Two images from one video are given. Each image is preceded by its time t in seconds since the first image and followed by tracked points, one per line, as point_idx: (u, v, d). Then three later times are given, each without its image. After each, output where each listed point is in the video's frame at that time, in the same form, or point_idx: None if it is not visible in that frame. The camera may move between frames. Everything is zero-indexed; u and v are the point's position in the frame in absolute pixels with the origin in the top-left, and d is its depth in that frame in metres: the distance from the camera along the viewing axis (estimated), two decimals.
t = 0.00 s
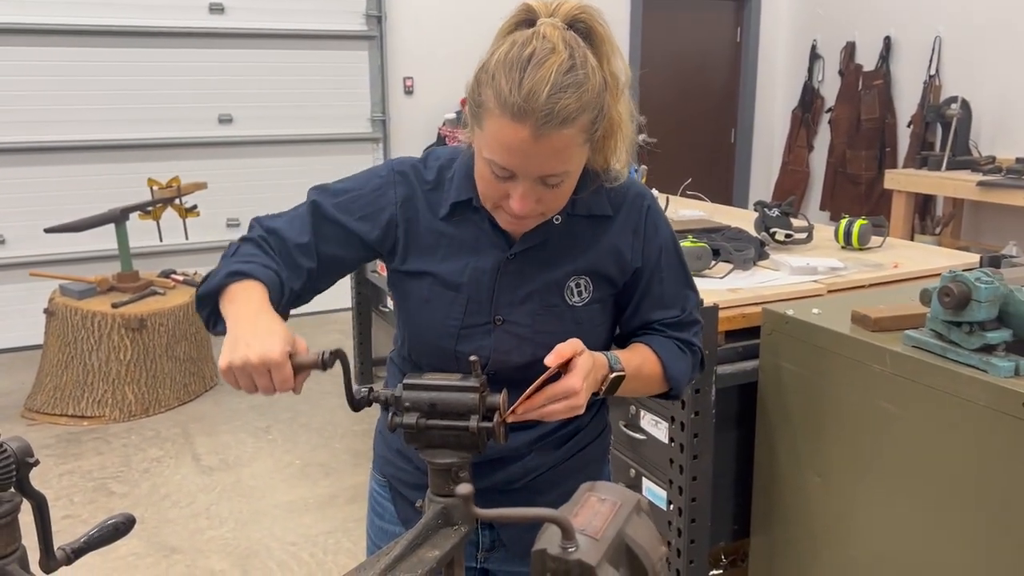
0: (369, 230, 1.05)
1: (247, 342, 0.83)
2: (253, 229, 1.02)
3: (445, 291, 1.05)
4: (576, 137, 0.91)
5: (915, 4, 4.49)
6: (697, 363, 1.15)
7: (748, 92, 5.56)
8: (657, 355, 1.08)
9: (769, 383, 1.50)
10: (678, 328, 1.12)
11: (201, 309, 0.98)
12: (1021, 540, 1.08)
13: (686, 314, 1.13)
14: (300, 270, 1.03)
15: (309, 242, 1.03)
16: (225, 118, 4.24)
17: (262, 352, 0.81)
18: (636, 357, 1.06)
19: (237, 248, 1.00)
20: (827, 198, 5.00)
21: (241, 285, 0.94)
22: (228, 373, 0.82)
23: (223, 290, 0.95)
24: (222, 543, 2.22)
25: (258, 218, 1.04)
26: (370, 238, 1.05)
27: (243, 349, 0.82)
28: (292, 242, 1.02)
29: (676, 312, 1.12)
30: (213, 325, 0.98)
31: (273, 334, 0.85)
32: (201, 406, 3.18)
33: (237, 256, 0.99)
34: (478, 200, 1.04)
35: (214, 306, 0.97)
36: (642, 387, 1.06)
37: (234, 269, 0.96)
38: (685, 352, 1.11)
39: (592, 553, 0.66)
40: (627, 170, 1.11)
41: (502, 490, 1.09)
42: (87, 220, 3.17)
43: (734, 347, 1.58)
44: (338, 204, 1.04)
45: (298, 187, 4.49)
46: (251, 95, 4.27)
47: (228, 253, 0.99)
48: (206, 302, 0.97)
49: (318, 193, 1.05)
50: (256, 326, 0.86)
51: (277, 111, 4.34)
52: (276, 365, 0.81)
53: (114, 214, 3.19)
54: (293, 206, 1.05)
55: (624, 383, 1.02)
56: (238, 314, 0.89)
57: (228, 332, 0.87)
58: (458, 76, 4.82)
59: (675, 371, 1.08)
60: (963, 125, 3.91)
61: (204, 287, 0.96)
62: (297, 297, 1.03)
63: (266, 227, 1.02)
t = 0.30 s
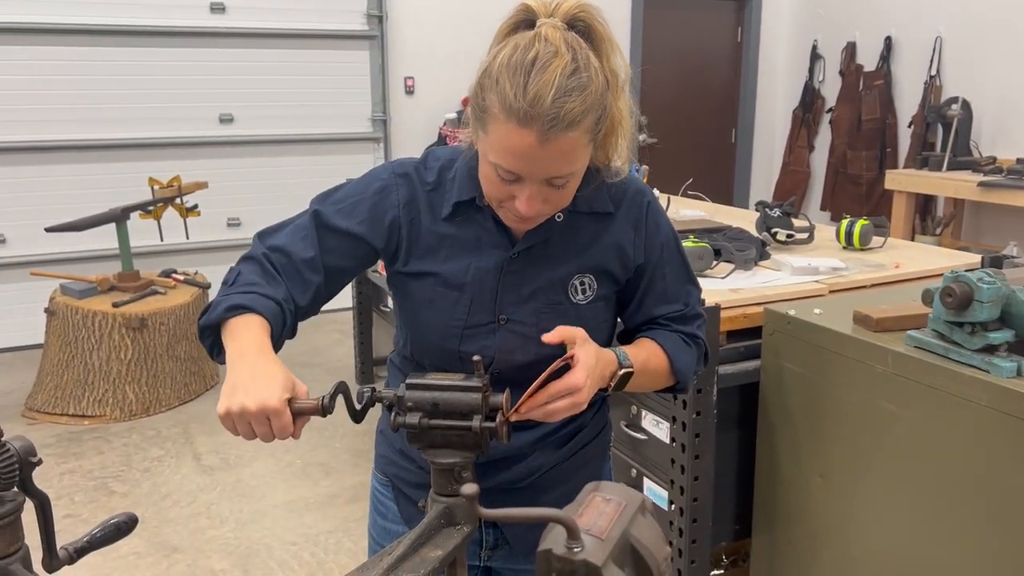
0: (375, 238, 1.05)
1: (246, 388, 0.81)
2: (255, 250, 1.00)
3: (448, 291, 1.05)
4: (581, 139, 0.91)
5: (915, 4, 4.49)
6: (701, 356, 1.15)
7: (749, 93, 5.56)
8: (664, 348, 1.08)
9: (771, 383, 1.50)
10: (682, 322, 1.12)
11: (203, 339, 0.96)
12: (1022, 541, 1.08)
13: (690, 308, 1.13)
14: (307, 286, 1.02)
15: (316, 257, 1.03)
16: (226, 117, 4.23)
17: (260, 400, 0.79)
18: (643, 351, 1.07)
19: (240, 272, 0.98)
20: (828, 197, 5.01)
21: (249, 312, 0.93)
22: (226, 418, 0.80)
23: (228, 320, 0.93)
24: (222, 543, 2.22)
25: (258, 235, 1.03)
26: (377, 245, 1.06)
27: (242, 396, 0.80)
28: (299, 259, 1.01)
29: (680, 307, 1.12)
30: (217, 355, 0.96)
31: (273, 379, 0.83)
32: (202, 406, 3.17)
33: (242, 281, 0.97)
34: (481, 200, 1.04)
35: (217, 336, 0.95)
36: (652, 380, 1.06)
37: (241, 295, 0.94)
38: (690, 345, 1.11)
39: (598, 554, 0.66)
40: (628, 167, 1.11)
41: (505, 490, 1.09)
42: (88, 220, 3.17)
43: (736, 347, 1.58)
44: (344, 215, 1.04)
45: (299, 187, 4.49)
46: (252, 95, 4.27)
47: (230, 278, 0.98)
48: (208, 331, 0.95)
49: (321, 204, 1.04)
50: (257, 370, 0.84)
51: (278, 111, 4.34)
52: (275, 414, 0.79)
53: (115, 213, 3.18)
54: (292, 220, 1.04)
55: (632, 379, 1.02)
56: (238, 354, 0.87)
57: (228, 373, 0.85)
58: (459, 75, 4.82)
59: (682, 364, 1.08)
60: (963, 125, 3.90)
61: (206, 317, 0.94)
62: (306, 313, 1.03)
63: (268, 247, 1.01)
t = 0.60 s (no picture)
0: (376, 234, 1.05)
1: (246, 386, 0.81)
2: (258, 251, 1.01)
3: (449, 289, 1.05)
4: (585, 130, 0.91)
5: (915, 4, 4.50)
6: (685, 366, 1.15)
7: (749, 93, 5.57)
8: (644, 358, 1.08)
9: (771, 383, 1.51)
10: (668, 332, 1.13)
11: (206, 339, 0.96)
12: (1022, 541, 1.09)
13: (678, 317, 1.13)
14: (311, 285, 1.03)
15: (318, 257, 1.03)
16: (226, 117, 4.23)
17: (260, 398, 0.79)
18: (622, 360, 1.06)
19: (243, 273, 0.99)
20: (828, 197, 5.01)
21: (252, 311, 0.94)
22: (226, 416, 0.80)
23: (231, 319, 0.93)
24: (223, 543, 2.22)
25: (262, 236, 1.03)
26: (378, 242, 1.06)
27: (242, 393, 0.80)
28: (301, 259, 1.01)
29: (668, 316, 1.13)
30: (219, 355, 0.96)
31: (273, 377, 0.83)
32: (202, 405, 3.17)
33: (245, 280, 0.98)
34: (483, 197, 1.04)
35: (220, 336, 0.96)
36: (631, 389, 1.06)
37: (245, 295, 0.95)
38: (674, 357, 1.11)
39: (601, 552, 0.66)
40: (630, 168, 1.11)
41: (504, 489, 1.09)
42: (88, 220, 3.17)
43: (736, 347, 1.58)
44: (345, 213, 1.04)
45: (299, 187, 4.49)
46: (252, 95, 4.27)
47: (234, 278, 0.99)
48: (211, 332, 0.95)
49: (323, 204, 1.05)
50: (258, 369, 0.84)
51: (278, 111, 4.34)
52: (274, 412, 0.79)
53: (115, 213, 3.18)
54: (295, 220, 1.05)
55: (613, 386, 1.02)
56: (240, 354, 0.87)
57: (229, 372, 0.86)
58: (459, 75, 4.82)
59: (662, 375, 1.08)
60: (963, 125, 3.90)
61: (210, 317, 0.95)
62: (310, 313, 1.03)
63: (272, 248, 1.02)
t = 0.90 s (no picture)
0: (378, 241, 1.05)
1: (247, 427, 0.80)
2: (263, 272, 1.01)
3: (445, 292, 1.05)
4: (578, 132, 0.91)
5: (915, 4, 4.50)
6: (686, 365, 1.15)
7: (748, 94, 5.57)
8: (646, 357, 1.08)
9: (771, 384, 1.51)
10: (668, 331, 1.12)
11: (212, 367, 0.94)
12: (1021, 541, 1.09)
13: (678, 317, 1.13)
14: (319, 302, 1.03)
15: (324, 271, 1.03)
16: (226, 117, 4.23)
17: (260, 439, 0.78)
18: (624, 359, 1.07)
19: (248, 297, 0.98)
20: (827, 198, 5.01)
21: (258, 342, 0.93)
22: (229, 457, 0.79)
23: (236, 352, 0.92)
24: (222, 543, 2.22)
25: (266, 255, 1.03)
26: (379, 248, 1.06)
27: (243, 435, 0.79)
28: (307, 275, 1.01)
29: (669, 315, 1.13)
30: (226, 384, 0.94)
31: (274, 415, 0.82)
32: (201, 406, 3.17)
33: (249, 309, 0.96)
34: (479, 201, 1.04)
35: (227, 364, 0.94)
36: (632, 388, 1.06)
37: (246, 327, 0.93)
38: (674, 355, 1.11)
39: (602, 553, 0.66)
40: (626, 170, 1.11)
41: (503, 489, 1.09)
42: (87, 220, 3.17)
43: (734, 347, 1.58)
44: (346, 222, 1.04)
45: (299, 187, 4.49)
46: (252, 95, 4.27)
47: (237, 305, 0.97)
48: (218, 361, 0.94)
49: (326, 216, 1.05)
50: (258, 406, 0.84)
51: (278, 111, 4.34)
52: (275, 452, 0.79)
53: (115, 213, 3.18)
54: (297, 234, 1.05)
55: (614, 384, 1.02)
56: (241, 387, 0.87)
57: (230, 409, 0.85)
58: (458, 76, 4.82)
59: (664, 374, 1.08)
60: (963, 125, 3.90)
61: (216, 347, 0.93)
62: (319, 330, 1.03)
63: (277, 267, 1.01)
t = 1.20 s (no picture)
0: (379, 254, 1.05)
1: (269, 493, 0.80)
2: (273, 307, 1.00)
3: (446, 296, 1.05)
4: (574, 137, 0.91)
5: (914, 5, 4.50)
6: (691, 358, 1.15)
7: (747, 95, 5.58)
8: (653, 352, 1.08)
9: (770, 384, 1.51)
10: (672, 325, 1.12)
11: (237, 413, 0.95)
12: (1020, 542, 1.09)
13: (681, 310, 1.13)
14: (332, 324, 1.04)
15: (332, 294, 1.03)
16: (226, 118, 4.24)
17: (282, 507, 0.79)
18: (631, 354, 1.06)
19: (261, 336, 0.98)
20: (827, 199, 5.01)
21: (277, 394, 0.92)
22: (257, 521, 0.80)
23: (254, 406, 0.92)
24: (221, 543, 2.22)
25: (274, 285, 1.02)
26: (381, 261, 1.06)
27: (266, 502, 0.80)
28: (317, 302, 1.01)
29: (671, 308, 1.12)
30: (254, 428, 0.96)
31: (296, 475, 0.82)
32: (201, 406, 3.17)
33: (263, 354, 0.96)
34: (478, 205, 1.04)
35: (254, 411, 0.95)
36: (638, 383, 1.06)
37: (263, 377, 0.93)
38: (679, 348, 1.11)
39: (600, 554, 0.66)
40: (623, 170, 1.11)
41: (504, 490, 1.09)
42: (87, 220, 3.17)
43: (734, 348, 1.58)
44: (349, 239, 1.03)
45: (298, 187, 4.49)
46: (252, 95, 4.27)
47: (249, 350, 0.96)
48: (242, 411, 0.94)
49: (330, 235, 1.04)
50: (279, 466, 0.83)
51: (277, 112, 4.34)
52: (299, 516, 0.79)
53: (114, 213, 3.18)
54: (302, 256, 1.04)
55: (621, 381, 1.02)
56: (263, 443, 0.87)
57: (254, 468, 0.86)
58: (458, 76, 4.82)
59: (670, 366, 1.08)
60: (963, 126, 3.90)
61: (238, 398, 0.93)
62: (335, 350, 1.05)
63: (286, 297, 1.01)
